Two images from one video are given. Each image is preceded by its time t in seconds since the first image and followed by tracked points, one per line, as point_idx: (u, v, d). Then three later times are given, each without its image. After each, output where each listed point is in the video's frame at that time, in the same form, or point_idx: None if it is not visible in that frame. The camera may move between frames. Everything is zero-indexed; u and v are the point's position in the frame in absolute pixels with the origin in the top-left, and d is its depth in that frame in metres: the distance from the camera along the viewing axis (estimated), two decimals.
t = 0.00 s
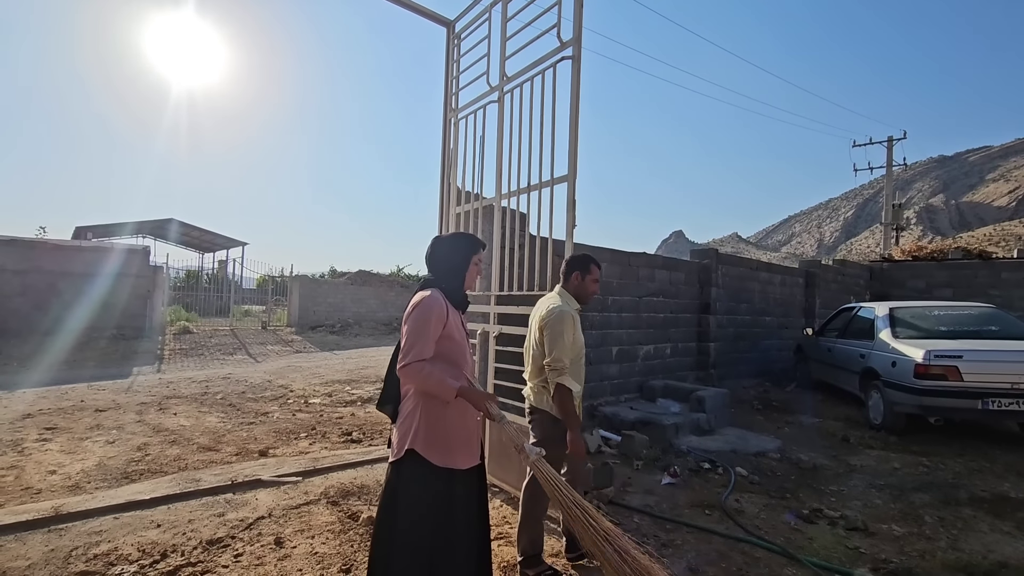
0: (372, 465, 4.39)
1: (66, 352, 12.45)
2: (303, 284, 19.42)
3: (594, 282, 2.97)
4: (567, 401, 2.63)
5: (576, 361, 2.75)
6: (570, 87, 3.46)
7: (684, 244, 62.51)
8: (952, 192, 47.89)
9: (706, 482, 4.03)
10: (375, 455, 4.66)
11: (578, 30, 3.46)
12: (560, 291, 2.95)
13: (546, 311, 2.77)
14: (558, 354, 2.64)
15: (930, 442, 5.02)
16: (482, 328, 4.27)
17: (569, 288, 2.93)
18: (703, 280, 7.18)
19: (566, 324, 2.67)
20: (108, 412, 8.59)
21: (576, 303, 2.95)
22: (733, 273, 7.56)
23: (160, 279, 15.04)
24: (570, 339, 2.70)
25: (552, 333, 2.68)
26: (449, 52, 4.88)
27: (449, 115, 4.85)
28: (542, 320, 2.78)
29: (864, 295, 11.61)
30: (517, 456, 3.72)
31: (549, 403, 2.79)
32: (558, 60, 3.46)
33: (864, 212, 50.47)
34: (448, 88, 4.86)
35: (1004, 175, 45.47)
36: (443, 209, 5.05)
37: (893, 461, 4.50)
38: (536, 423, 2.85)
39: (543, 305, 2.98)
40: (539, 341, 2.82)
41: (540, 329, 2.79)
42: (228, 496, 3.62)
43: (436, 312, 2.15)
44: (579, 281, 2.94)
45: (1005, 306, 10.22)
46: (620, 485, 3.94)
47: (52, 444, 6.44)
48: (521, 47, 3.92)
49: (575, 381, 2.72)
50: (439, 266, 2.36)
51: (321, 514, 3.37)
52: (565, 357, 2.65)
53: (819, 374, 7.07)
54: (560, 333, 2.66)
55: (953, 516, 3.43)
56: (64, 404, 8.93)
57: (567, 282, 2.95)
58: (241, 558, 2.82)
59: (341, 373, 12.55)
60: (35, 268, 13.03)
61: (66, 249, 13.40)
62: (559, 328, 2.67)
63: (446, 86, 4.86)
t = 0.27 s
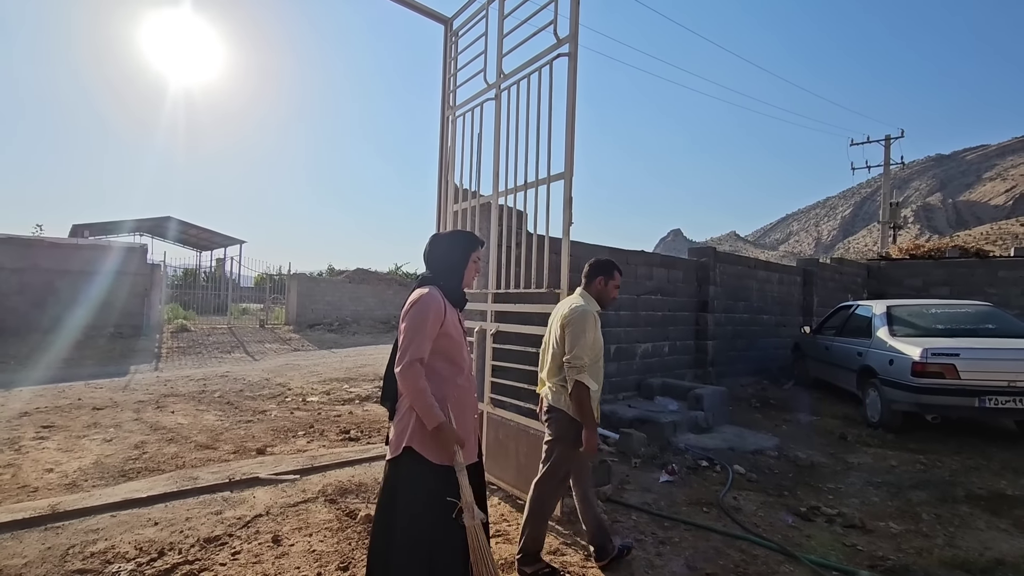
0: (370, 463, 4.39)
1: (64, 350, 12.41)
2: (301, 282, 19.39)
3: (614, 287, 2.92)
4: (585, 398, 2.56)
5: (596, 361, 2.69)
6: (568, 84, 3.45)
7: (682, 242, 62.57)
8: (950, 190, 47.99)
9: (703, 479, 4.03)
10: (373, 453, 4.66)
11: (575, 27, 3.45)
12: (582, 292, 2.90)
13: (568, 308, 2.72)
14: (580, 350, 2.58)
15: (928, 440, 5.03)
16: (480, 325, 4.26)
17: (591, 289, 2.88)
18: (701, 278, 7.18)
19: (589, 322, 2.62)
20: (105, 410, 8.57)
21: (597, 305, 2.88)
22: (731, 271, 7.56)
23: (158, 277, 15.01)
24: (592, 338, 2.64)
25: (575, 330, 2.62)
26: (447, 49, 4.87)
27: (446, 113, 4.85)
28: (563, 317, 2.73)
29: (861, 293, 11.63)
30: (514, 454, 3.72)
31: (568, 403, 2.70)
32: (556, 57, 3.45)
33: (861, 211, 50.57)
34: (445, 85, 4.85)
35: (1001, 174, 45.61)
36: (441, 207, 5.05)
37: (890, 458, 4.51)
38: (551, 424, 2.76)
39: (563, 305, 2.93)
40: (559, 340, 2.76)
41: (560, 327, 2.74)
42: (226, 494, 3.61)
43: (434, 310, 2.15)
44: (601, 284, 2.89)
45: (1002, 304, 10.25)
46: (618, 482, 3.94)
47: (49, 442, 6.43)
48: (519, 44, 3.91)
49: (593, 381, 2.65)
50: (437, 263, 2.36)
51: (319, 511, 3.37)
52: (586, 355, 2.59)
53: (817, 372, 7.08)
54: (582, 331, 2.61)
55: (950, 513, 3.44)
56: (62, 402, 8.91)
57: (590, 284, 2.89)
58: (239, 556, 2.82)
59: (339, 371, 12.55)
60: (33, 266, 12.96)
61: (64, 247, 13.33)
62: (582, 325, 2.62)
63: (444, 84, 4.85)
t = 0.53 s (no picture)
0: (365, 461, 4.39)
1: (56, 349, 12.33)
2: (297, 280, 19.33)
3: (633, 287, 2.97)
4: (609, 389, 2.60)
5: (619, 354, 2.73)
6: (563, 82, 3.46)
7: (678, 240, 62.69)
8: (943, 189, 48.23)
9: (698, 477, 4.05)
10: (368, 451, 4.65)
11: (569, 25, 3.46)
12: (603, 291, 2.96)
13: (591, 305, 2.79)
14: (602, 342, 2.63)
15: (920, 437, 5.07)
16: (475, 324, 4.26)
17: (612, 288, 2.94)
18: (696, 276, 7.20)
19: (610, 315, 2.68)
20: (98, 409, 8.53)
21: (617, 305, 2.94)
22: (726, 270, 7.58)
23: (152, 275, 14.93)
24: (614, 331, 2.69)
25: (596, 323, 2.68)
26: (442, 47, 4.86)
27: (442, 110, 4.84)
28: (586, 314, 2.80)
29: (855, 291, 11.68)
30: (508, 453, 3.73)
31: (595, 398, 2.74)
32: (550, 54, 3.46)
33: (856, 209, 50.77)
34: (440, 82, 4.84)
35: (994, 173, 45.89)
36: (436, 205, 5.04)
37: (883, 455, 4.54)
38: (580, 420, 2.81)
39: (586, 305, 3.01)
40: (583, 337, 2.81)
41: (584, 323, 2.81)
42: (221, 492, 3.61)
43: (427, 308, 2.15)
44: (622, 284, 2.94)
45: (994, 302, 10.32)
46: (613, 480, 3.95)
47: (42, 440, 6.38)
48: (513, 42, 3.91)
49: (616, 373, 2.70)
50: (433, 261, 2.36)
51: (313, 510, 3.37)
52: (608, 347, 2.64)
53: (811, 370, 7.11)
54: (603, 324, 2.66)
55: (941, 509, 3.47)
56: (54, 400, 8.86)
57: (611, 284, 2.94)
58: (233, 554, 2.81)
59: (334, 369, 12.53)
60: (25, 264, 12.87)
61: (57, 245, 13.24)
62: (603, 318, 2.68)
63: (439, 81, 4.85)
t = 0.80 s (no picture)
0: (359, 458, 4.39)
1: (47, 346, 12.24)
2: (290, 277, 19.26)
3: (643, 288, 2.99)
4: (628, 386, 2.58)
5: (634, 351, 2.70)
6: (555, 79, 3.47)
7: (672, 238, 62.92)
8: (934, 187, 48.59)
9: (690, 472, 4.08)
10: (362, 448, 4.65)
11: (561, 21, 3.46)
12: (614, 290, 2.95)
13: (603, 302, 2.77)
14: (617, 339, 2.61)
15: (909, 433, 5.12)
16: (468, 321, 4.26)
17: (623, 286, 2.93)
18: (689, 274, 7.23)
19: (625, 311, 2.65)
20: (90, 406, 8.48)
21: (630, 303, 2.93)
22: (719, 267, 7.62)
23: (143, 272, 14.85)
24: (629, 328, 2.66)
25: (611, 320, 2.66)
26: (435, 43, 4.85)
27: (435, 107, 4.83)
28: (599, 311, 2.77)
29: (847, 288, 11.77)
30: (500, 450, 3.74)
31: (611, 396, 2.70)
32: (542, 51, 3.46)
33: (848, 207, 51.11)
34: (433, 79, 4.84)
35: (984, 171, 46.35)
36: (429, 202, 5.04)
37: (873, 451, 4.58)
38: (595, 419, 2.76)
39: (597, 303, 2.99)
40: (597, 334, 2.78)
41: (597, 321, 2.78)
42: (213, 490, 3.60)
43: (419, 305, 2.15)
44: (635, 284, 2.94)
45: (983, 299, 10.42)
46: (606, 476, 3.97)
47: (32, 439, 6.35)
48: (506, 38, 3.91)
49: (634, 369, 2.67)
50: (424, 258, 2.36)
51: (306, 507, 3.37)
52: (624, 343, 2.61)
53: (802, 366, 7.16)
54: (619, 321, 2.64)
55: (929, 504, 3.51)
56: (45, 398, 8.80)
57: (624, 284, 2.94)
58: (226, 551, 2.81)
59: (328, 367, 12.51)
60: (15, 261, 12.77)
61: (47, 242, 13.16)
62: (618, 314, 2.65)
63: (433, 78, 4.84)
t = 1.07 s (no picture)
0: (351, 455, 4.39)
1: (33, 344, 12.12)
2: (281, 274, 19.16)
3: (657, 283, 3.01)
4: (643, 389, 2.60)
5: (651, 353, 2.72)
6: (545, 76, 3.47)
7: (664, 235, 63.19)
8: (923, 185, 49.06)
9: (680, 467, 4.12)
10: (354, 445, 4.65)
11: (552, 17, 3.47)
12: (627, 288, 2.97)
13: (621, 302, 2.77)
14: (637, 342, 2.62)
15: (896, 428, 5.19)
16: (460, 317, 4.26)
17: (635, 285, 2.94)
18: (681, 271, 7.27)
19: (646, 314, 2.66)
20: (78, 405, 8.40)
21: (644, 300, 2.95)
22: (710, 264, 7.67)
23: (132, 269, 14.73)
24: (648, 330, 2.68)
25: (631, 322, 2.66)
26: (427, 39, 4.84)
27: (427, 103, 4.83)
28: (617, 312, 2.77)
29: (836, 285, 11.88)
30: (492, 446, 3.76)
31: (627, 396, 2.71)
32: (534, 47, 3.46)
33: (838, 205, 51.51)
34: (425, 75, 4.83)
35: (971, 169, 46.87)
36: (421, 199, 5.04)
37: (860, 445, 4.64)
38: (608, 417, 2.78)
39: (610, 300, 2.98)
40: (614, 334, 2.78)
41: (614, 321, 2.77)
42: (205, 487, 3.59)
43: (411, 302, 2.15)
44: (644, 278, 2.96)
45: (969, 296, 10.56)
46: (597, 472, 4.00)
47: (20, 437, 6.29)
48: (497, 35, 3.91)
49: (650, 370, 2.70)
50: (416, 255, 2.36)
51: (299, 504, 3.37)
52: (642, 346, 2.63)
53: (792, 362, 7.23)
54: (639, 323, 2.64)
55: (915, 497, 3.57)
56: (32, 396, 8.72)
57: (636, 280, 2.95)
58: (218, 549, 2.81)
59: (320, 364, 12.48)
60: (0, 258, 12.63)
61: (33, 238, 13.04)
62: (640, 317, 2.65)
63: (424, 74, 4.83)
